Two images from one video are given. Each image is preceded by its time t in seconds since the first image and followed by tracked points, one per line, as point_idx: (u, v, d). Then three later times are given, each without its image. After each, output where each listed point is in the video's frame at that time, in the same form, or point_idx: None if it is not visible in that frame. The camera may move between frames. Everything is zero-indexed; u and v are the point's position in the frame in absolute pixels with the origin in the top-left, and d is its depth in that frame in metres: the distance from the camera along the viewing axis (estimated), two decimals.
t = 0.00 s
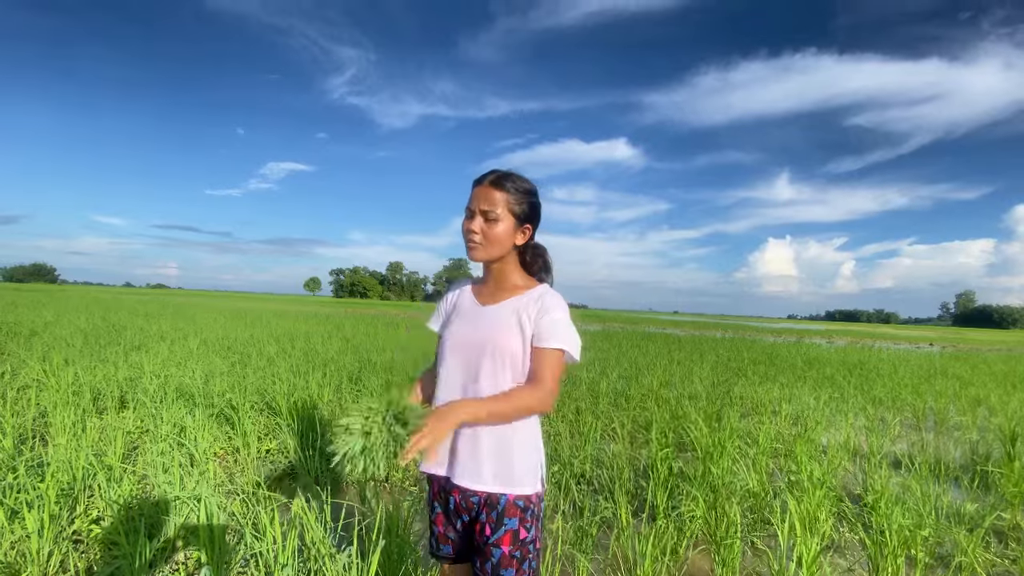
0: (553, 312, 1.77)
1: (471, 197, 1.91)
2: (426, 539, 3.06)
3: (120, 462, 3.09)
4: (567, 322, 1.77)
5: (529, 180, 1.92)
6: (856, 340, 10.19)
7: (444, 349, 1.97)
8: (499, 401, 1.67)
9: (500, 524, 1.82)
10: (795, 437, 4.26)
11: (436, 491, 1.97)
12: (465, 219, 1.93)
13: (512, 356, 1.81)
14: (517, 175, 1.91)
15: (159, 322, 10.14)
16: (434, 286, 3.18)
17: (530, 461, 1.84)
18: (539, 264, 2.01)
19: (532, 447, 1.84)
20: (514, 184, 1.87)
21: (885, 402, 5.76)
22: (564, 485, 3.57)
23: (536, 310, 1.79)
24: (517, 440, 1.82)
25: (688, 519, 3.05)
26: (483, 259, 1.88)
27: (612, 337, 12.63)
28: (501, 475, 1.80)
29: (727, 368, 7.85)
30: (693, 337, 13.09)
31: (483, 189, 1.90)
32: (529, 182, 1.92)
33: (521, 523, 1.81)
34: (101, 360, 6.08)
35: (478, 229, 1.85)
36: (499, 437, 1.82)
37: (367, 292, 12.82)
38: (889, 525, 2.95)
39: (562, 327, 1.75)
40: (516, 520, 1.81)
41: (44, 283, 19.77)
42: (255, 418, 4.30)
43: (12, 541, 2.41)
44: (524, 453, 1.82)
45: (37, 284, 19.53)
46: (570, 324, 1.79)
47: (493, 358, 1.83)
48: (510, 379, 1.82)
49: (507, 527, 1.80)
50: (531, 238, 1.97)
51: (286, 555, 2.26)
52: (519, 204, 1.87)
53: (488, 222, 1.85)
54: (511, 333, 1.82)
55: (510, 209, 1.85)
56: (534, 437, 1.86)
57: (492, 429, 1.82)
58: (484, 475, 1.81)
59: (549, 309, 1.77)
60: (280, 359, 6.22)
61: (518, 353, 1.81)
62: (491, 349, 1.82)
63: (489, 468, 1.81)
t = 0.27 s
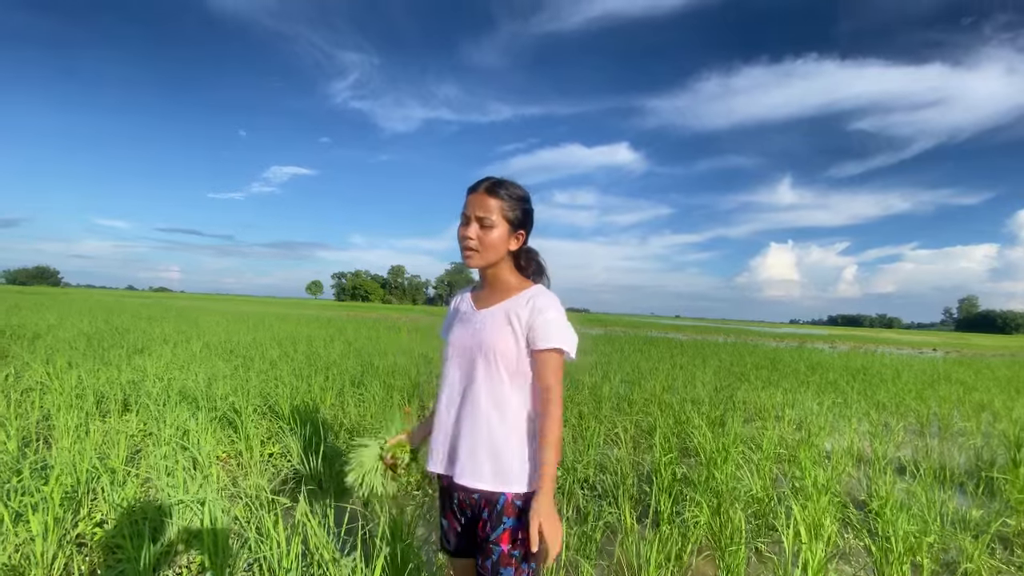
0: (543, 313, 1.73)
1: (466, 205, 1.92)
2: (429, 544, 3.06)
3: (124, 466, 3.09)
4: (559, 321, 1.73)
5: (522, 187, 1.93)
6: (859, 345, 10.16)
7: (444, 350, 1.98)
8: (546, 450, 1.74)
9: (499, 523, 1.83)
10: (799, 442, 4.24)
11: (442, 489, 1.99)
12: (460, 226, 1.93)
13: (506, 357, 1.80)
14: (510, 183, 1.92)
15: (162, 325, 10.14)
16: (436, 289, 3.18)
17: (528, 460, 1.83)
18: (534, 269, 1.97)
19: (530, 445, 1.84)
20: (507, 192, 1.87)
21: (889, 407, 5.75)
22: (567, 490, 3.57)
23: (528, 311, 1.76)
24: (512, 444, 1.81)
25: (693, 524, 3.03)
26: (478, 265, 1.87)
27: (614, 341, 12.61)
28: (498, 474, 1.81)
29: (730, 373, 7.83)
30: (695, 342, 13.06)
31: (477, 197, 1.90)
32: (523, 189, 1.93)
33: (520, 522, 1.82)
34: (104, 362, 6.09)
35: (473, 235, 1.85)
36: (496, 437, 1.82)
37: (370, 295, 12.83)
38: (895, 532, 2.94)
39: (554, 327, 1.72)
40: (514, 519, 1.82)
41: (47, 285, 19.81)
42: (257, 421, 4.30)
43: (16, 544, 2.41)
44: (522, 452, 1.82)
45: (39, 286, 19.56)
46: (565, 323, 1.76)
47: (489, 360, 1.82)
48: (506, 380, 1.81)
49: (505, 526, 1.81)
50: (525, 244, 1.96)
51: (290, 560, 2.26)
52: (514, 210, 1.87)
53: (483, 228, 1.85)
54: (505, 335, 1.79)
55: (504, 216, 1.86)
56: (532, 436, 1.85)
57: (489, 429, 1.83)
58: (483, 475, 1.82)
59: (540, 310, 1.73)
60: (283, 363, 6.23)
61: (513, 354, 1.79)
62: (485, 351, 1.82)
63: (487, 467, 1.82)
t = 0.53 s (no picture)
0: (548, 315, 1.75)
1: (466, 214, 1.92)
2: (434, 548, 3.05)
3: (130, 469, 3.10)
4: (564, 321, 1.76)
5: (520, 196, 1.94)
6: (863, 349, 10.12)
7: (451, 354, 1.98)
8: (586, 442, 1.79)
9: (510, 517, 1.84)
10: (804, 447, 4.23)
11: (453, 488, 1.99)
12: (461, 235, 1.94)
13: (513, 359, 1.81)
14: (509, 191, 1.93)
15: (166, 328, 10.17)
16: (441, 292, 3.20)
17: (539, 457, 1.84)
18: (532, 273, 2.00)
19: (541, 443, 1.85)
20: (507, 200, 1.89)
21: (894, 412, 5.72)
22: (572, 494, 3.56)
23: (532, 314, 1.77)
24: (522, 443, 1.82)
25: (698, 529, 3.02)
26: (481, 272, 1.88)
27: (618, 345, 12.58)
28: (511, 472, 1.81)
29: (734, 377, 7.80)
30: (698, 345, 13.02)
31: (477, 206, 1.90)
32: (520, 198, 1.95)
33: (531, 518, 1.82)
34: (109, 365, 6.11)
35: (475, 244, 1.86)
36: (508, 436, 1.82)
37: (373, 298, 12.84)
38: (901, 538, 2.92)
39: (559, 327, 1.75)
40: (526, 514, 1.82)
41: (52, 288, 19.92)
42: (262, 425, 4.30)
43: (23, 546, 2.42)
44: (534, 450, 1.83)
45: (44, 289, 19.64)
46: (569, 322, 1.79)
47: (495, 362, 1.83)
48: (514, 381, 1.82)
49: (517, 520, 1.81)
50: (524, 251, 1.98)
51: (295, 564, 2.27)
52: (514, 219, 1.88)
53: (485, 236, 1.86)
54: (510, 336, 1.80)
55: (505, 225, 1.87)
56: (542, 433, 1.86)
57: (500, 429, 1.83)
58: (496, 474, 1.82)
59: (545, 312, 1.76)
60: (287, 366, 6.24)
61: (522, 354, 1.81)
62: (493, 354, 1.82)
63: (500, 467, 1.82)
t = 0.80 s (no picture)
0: (559, 317, 1.81)
1: (471, 219, 1.92)
2: (438, 550, 3.05)
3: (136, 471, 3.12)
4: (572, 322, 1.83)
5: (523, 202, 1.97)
6: (868, 352, 10.08)
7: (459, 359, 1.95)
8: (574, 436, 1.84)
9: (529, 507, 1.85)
10: (809, 450, 4.21)
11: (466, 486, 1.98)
12: (466, 240, 1.93)
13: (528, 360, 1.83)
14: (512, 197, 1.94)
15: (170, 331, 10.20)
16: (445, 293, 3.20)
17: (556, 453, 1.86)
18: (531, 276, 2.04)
19: (557, 440, 1.87)
20: (513, 205, 1.90)
21: (899, 416, 5.69)
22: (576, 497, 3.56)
23: (543, 316, 1.81)
24: (540, 441, 1.84)
25: (702, 532, 3.01)
26: (490, 276, 1.88)
27: (621, 347, 12.55)
28: (532, 470, 1.82)
29: (738, 380, 7.78)
30: (702, 348, 12.98)
31: (482, 211, 1.90)
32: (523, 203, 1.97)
33: (550, 507, 1.84)
34: (114, 368, 6.13)
35: (484, 248, 1.86)
36: (527, 435, 1.83)
37: (376, 301, 12.86)
38: (906, 542, 2.91)
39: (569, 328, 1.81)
40: (546, 504, 1.84)
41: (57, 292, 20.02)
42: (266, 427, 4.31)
43: (29, 548, 2.43)
44: (551, 447, 1.85)
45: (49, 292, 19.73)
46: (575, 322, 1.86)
47: (510, 362, 1.83)
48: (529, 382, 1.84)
49: (538, 508, 1.82)
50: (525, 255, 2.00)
51: (300, 565, 2.28)
52: (520, 223, 1.90)
53: (494, 241, 1.86)
54: (523, 338, 1.82)
55: (512, 229, 1.88)
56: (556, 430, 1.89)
57: (520, 429, 1.83)
58: (517, 473, 1.82)
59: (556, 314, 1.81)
60: (290, 368, 6.25)
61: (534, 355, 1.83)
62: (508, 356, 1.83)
63: (522, 466, 1.82)
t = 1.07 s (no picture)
0: (569, 320, 1.84)
1: (486, 216, 1.92)
2: (440, 552, 3.06)
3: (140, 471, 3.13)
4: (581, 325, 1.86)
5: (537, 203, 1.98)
6: (872, 353, 10.04)
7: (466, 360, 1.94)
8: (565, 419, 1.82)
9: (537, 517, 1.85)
10: (813, 452, 4.19)
11: (472, 496, 1.97)
12: (480, 237, 1.92)
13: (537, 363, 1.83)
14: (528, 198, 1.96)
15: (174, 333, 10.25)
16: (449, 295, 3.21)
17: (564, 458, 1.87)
18: (536, 278, 2.07)
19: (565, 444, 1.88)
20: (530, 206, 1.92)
21: (904, 418, 5.66)
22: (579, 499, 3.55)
23: (554, 319, 1.84)
24: (549, 444, 1.85)
25: (705, 534, 3.00)
26: (503, 275, 1.88)
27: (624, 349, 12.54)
28: (542, 475, 1.82)
29: (741, 382, 7.75)
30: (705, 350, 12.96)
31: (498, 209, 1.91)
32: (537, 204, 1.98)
33: (559, 517, 1.84)
34: (119, 369, 6.16)
35: (500, 246, 1.86)
36: (536, 440, 1.84)
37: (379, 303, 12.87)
38: (911, 545, 2.89)
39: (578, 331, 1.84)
40: (554, 514, 1.84)
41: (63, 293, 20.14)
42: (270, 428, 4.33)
43: (34, 548, 2.45)
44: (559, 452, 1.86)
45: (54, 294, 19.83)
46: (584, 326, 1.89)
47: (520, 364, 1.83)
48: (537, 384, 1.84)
49: (545, 519, 1.82)
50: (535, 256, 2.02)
51: (303, 565, 2.28)
52: (536, 224, 1.91)
53: (509, 240, 1.87)
54: (533, 339, 1.83)
55: (528, 229, 1.90)
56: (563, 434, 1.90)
57: (529, 433, 1.84)
58: (527, 478, 1.81)
59: (566, 317, 1.84)
60: (294, 370, 6.26)
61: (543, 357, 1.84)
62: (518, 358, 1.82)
63: (531, 471, 1.82)
